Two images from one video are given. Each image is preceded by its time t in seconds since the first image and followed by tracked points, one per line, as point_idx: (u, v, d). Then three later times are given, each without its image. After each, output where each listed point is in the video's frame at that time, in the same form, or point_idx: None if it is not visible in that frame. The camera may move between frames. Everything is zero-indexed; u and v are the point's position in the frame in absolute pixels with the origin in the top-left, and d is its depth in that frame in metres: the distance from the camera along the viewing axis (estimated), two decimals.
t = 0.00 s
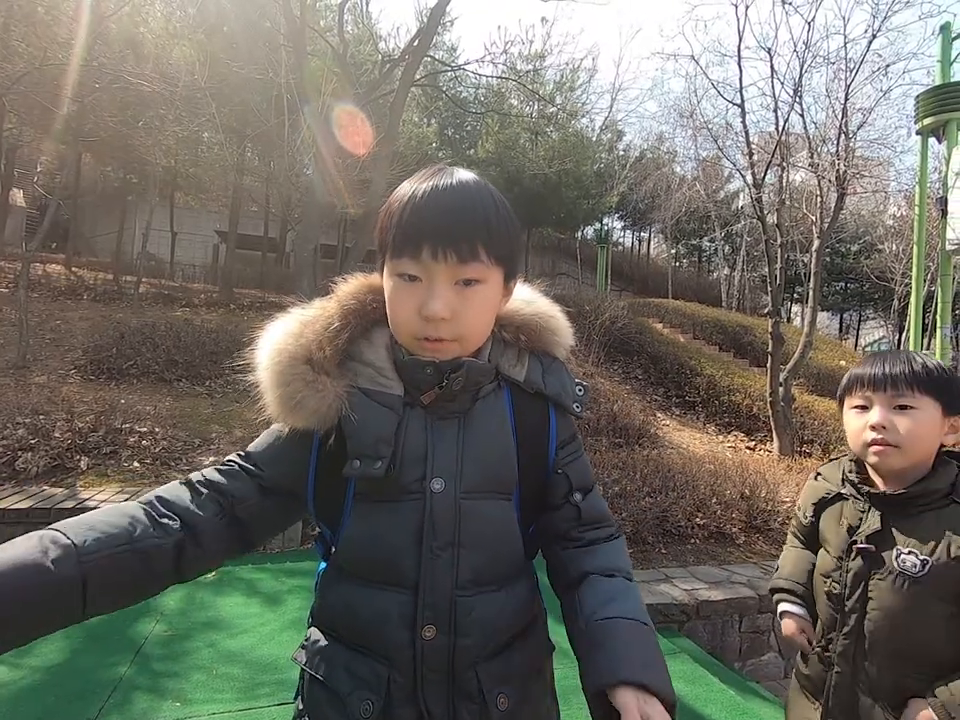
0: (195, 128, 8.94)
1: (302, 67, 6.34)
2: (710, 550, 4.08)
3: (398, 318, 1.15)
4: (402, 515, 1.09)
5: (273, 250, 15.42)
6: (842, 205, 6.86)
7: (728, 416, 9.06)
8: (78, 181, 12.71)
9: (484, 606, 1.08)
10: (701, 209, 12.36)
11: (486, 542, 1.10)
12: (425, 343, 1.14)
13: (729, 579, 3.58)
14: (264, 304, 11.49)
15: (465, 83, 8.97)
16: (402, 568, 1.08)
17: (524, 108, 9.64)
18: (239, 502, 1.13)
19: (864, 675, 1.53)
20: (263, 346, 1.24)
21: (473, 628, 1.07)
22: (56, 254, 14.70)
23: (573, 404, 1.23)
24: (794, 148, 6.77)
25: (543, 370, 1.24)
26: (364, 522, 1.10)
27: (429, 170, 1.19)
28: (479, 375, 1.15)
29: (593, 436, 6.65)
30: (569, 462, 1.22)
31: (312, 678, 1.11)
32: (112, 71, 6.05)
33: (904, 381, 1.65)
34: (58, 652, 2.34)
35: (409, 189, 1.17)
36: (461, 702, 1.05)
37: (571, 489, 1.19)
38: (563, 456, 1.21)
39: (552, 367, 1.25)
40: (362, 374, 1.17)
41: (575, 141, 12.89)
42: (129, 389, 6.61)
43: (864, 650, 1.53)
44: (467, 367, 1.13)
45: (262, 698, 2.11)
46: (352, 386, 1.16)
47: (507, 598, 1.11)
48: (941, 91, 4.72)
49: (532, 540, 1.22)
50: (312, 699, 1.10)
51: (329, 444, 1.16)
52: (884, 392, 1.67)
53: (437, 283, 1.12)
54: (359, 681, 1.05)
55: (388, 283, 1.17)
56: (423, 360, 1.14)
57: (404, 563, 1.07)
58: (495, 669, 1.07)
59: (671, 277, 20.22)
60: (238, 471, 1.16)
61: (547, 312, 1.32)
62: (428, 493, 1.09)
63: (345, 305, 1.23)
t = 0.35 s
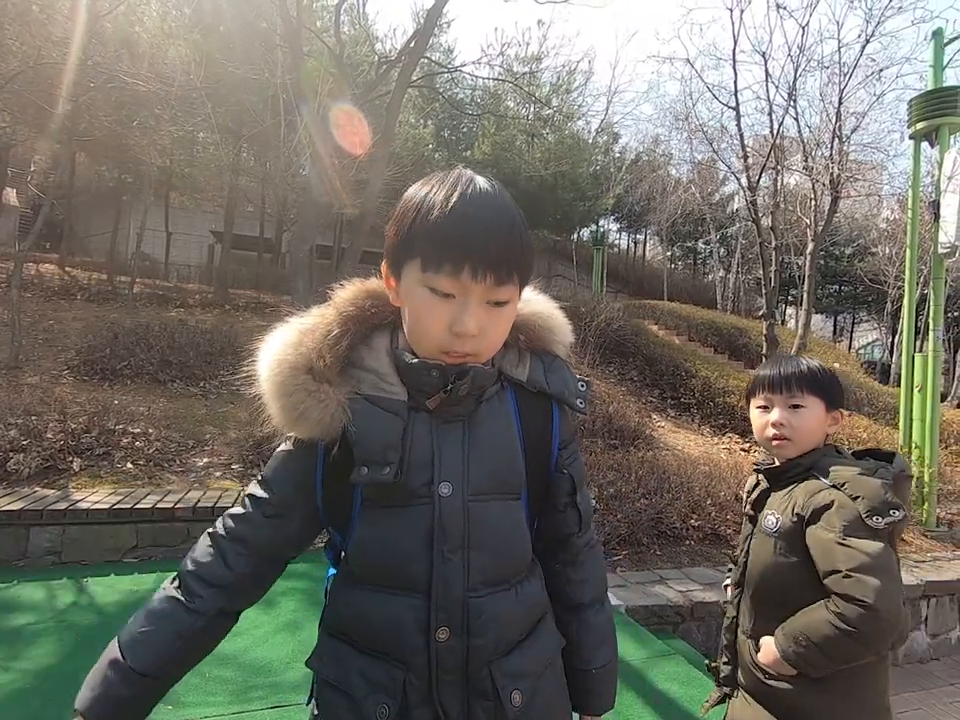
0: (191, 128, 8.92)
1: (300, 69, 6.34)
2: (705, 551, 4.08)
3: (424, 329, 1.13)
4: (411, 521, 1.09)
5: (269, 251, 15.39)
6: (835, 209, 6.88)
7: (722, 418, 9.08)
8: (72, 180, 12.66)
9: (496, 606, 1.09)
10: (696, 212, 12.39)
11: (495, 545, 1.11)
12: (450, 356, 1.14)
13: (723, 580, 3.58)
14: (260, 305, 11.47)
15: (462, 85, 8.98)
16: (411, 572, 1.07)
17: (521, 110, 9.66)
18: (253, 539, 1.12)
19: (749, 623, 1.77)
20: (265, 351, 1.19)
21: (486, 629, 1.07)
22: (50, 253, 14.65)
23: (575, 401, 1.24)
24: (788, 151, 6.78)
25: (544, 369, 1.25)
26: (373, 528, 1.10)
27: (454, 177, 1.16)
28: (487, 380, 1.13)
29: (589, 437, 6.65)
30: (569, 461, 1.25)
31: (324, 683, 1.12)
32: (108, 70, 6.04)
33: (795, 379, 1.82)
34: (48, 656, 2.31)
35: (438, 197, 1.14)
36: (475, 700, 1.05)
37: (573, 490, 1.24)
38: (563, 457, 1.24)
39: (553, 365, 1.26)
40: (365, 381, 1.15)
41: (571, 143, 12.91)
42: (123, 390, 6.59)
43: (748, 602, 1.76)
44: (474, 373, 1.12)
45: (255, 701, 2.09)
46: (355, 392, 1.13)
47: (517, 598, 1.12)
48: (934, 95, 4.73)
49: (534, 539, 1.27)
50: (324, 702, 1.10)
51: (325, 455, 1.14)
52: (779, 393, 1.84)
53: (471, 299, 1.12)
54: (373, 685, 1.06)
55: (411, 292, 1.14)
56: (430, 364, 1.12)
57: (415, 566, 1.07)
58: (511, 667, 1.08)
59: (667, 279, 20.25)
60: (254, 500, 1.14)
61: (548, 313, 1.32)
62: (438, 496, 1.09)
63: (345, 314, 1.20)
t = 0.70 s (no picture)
0: (183, 128, 8.86)
1: (294, 68, 6.30)
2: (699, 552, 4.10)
3: (498, 339, 1.22)
4: (473, 523, 1.17)
5: (262, 251, 15.32)
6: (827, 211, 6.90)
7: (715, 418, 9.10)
8: (63, 179, 12.56)
9: (545, 601, 1.21)
10: (690, 214, 12.41)
11: (543, 546, 1.22)
12: (517, 365, 1.23)
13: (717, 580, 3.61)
14: (253, 305, 11.41)
15: (457, 86, 8.94)
16: (474, 572, 1.16)
17: (516, 112, 9.64)
18: (321, 549, 1.21)
19: (680, 595, 2.12)
20: (333, 354, 1.25)
21: (538, 622, 1.19)
22: (40, 253, 14.52)
23: (598, 409, 1.40)
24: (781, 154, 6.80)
25: (576, 379, 1.40)
26: (436, 530, 1.17)
27: (527, 198, 1.24)
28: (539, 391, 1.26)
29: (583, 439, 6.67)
30: (588, 464, 1.41)
31: (372, 684, 1.16)
32: (99, 68, 5.99)
33: (705, 384, 2.13)
34: (37, 658, 2.30)
35: (516, 218, 1.22)
36: (523, 690, 1.16)
37: (591, 492, 1.39)
38: (585, 461, 1.40)
39: (581, 375, 1.41)
40: (426, 385, 1.23)
41: (566, 145, 12.91)
42: (113, 391, 6.54)
43: (681, 577, 2.11)
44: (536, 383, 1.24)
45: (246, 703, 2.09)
46: (418, 397, 1.21)
47: (557, 593, 1.24)
48: (923, 100, 4.77)
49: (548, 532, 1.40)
50: (372, 703, 1.15)
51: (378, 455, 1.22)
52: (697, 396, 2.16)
53: (544, 317, 1.21)
54: (429, 684, 1.13)
55: (488, 304, 1.21)
56: (491, 370, 1.21)
57: (480, 566, 1.16)
58: (553, 657, 1.20)
59: (661, 280, 20.27)
60: (309, 513, 1.23)
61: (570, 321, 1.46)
62: (501, 499, 1.18)
63: (402, 321, 1.28)
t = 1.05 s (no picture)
0: (172, 125, 8.79)
1: (283, 65, 6.24)
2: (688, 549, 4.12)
3: (544, 346, 1.21)
4: (512, 511, 1.16)
5: (252, 249, 15.26)
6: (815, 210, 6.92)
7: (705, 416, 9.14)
8: (50, 176, 12.45)
9: (567, 589, 1.21)
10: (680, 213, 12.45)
11: (569, 536, 1.23)
12: (558, 371, 1.23)
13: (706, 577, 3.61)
14: (243, 303, 11.37)
15: (448, 84, 8.91)
16: (511, 557, 1.15)
17: (507, 110, 9.62)
18: (355, 533, 1.13)
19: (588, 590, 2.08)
20: (396, 340, 1.20)
21: (562, 608, 1.19)
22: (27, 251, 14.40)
23: (609, 421, 1.43)
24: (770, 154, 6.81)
25: (594, 389, 1.41)
26: (474, 515, 1.15)
27: (580, 215, 1.24)
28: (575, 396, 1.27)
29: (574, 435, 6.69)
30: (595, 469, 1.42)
31: (398, 663, 1.11)
32: (86, 64, 5.94)
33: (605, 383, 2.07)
34: (19, 661, 2.27)
35: (572, 231, 1.22)
36: (543, 671, 1.16)
37: (597, 495, 1.40)
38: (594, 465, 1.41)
39: (599, 387, 1.43)
40: (476, 379, 1.19)
41: (557, 144, 12.92)
42: (100, 391, 6.48)
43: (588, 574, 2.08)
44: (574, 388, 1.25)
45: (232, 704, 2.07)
46: (470, 389, 1.18)
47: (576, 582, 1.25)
48: (909, 100, 4.80)
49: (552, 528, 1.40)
50: (400, 680, 1.10)
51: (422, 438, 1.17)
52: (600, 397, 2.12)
53: (589, 328, 1.21)
54: (461, 661, 1.09)
55: (538, 312, 1.20)
56: (535, 371, 1.21)
57: (517, 552, 1.15)
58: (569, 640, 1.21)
59: (652, 279, 20.33)
60: (345, 493, 1.16)
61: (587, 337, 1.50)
62: (539, 490, 1.17)
63: (457, 312, 1.24)
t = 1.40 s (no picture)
0: (162, 123, 8.73)
1: (274, 62, 6.18)
2: (680, 545, 4.14)
3: (544, 346, 1.20)
4: (512, 512, 1.16)
5: (244, 248, 15.19)
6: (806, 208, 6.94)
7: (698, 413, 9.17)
8: (38, 174, 12.34)
9: (560, 584, 1.21)
10: (673, 211, 12.47)
11: (567, 537, 1.22)
12: (559, 373, 1.23)
13: (698, 573, 3.62)
14: (235, 302, 11.31)
15: (441, 82, 8.88)
16: (509, 555, 1.14)
17: (500, 108, 9.59)
18: (359, 536, 1.12)
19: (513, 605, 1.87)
20: (401, 342, 1.20)
21: (556, 602, 1.19)
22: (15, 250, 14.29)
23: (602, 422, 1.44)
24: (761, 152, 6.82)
25: (589, 390, 1.43)
26: (476, 516, 1.14)
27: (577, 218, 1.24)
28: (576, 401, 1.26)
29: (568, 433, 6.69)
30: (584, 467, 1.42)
31: (394, 659, 1.10)
32: (73, 62, 5.89)
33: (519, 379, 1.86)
34: (8, 664, 2.25)
35: (568, 232, 1.21)
36: (535, 664, 1.15)
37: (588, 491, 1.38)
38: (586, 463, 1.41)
39: (593, 390, 1.45)
40: (480, 383, 1.19)
41: (550, 141, 12.90)
42: (90, 391, 6.43)
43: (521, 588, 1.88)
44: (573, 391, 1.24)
45: (224, 705, 2.05)
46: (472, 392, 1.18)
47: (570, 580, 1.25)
48: (897, 99, 4.81)
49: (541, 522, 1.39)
50: (395, 677, 1.10)
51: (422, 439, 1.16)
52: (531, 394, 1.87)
53: (590, 326, 1.20)
54: (459, 657, 1.09)
55: (537, 312, 1.19)
56: (538, 375, 1.20)
57: (516, 551, 1.15)
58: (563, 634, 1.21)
59: (645, 277, 20.37)
60: (346, 496, 1.14)
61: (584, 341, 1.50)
62: (539, 493, 1.17)
63: (461, 315, 1.25)
